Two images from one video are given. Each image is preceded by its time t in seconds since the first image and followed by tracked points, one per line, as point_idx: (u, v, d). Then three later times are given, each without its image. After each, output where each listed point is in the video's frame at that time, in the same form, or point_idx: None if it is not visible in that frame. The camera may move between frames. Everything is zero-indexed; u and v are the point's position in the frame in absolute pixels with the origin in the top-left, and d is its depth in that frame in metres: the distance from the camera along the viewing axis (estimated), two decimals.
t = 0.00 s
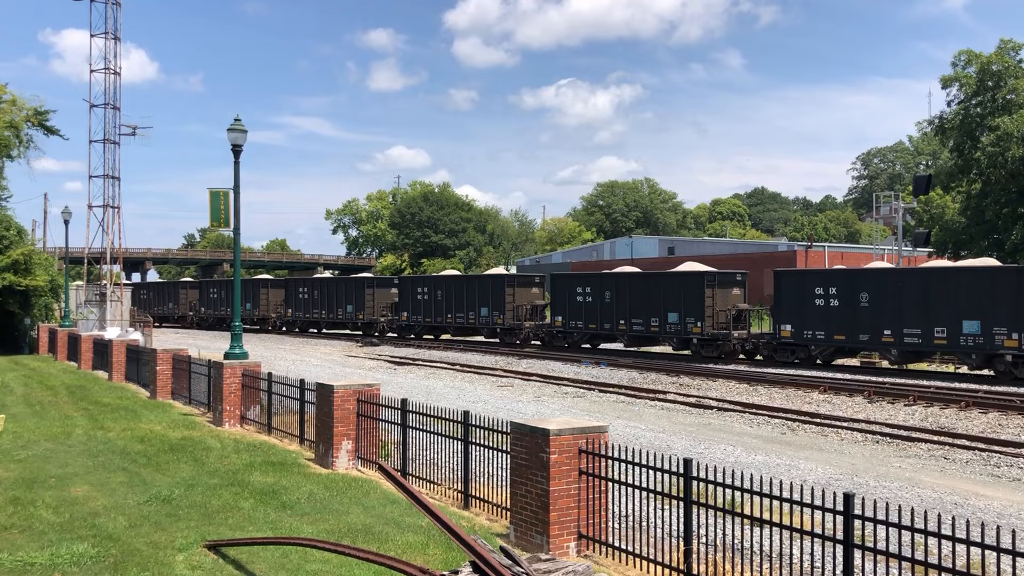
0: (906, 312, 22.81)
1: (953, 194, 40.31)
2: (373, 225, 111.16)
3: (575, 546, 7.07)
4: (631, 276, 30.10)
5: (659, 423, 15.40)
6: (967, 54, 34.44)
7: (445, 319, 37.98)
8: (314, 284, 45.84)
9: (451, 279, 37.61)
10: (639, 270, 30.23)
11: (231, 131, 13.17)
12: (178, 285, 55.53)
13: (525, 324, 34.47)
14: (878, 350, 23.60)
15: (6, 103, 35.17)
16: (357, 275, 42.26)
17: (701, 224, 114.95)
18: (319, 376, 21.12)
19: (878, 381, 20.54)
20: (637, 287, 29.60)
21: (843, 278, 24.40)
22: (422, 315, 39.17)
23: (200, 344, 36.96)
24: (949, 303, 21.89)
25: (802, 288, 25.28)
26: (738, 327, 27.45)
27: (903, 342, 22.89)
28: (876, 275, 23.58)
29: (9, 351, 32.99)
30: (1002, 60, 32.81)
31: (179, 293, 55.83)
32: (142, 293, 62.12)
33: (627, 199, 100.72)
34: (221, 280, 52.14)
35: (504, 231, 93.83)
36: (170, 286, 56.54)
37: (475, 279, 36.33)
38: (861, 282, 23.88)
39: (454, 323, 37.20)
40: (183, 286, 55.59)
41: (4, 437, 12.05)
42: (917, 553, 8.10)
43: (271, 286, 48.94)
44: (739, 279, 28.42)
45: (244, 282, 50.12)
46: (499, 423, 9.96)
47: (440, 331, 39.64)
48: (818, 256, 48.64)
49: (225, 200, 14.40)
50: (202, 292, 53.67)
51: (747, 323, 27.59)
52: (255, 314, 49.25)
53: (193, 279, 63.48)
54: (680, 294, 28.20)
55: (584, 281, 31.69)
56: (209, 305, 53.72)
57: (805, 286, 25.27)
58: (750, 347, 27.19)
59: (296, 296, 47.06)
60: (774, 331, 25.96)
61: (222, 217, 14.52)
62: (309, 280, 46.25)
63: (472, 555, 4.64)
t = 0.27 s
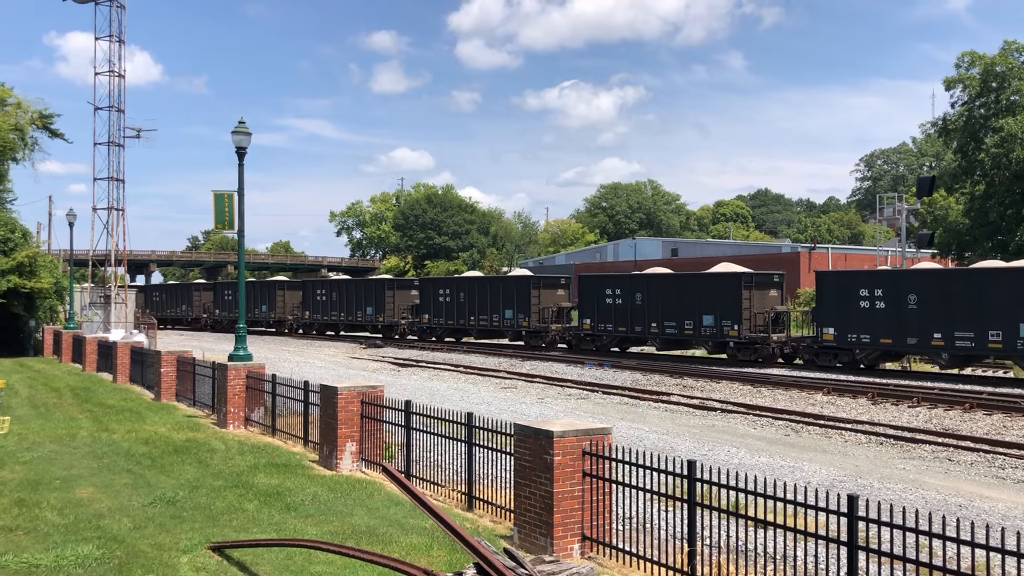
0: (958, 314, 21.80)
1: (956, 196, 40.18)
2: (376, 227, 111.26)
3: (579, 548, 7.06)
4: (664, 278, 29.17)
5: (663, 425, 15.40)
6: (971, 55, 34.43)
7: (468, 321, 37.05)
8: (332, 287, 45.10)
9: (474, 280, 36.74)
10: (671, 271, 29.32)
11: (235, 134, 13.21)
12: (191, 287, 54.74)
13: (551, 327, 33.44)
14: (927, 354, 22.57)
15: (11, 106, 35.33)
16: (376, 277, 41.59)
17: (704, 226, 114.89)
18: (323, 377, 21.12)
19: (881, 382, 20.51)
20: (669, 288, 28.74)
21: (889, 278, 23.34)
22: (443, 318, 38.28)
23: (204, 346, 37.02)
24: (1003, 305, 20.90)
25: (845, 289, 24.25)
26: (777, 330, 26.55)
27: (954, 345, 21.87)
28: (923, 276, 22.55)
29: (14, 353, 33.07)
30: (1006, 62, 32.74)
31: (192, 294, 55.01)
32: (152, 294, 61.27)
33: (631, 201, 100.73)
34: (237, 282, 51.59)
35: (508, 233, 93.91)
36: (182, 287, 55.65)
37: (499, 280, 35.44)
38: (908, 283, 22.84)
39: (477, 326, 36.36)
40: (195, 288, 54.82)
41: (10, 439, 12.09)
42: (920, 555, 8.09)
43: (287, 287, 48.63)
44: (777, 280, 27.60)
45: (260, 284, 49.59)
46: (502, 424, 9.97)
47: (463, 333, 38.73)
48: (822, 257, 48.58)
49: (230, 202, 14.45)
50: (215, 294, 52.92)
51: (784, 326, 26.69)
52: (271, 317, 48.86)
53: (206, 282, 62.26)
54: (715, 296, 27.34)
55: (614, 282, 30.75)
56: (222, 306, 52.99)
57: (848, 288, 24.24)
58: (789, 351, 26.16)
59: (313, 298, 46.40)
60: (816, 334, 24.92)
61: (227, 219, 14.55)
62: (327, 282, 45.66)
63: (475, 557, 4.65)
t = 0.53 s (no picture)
0: (1018, 316, 20.80)
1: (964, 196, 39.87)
2: (382, 230, 111.45)
3: (586, 550, 7.04)
4: (701, 279, 28.25)
5: (670, 427, 15.36)
6: (978, 54, 34.30)
7: (495, 325, 36.10)
8: (352, 289, 44.18)
9: (502, 282, 35.79)
10: (708, 272, 28.43)
11: (241, 137, 13.24)
12: (208, 290, 53.97)
13: (581, 330, 32.19)
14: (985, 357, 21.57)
15: (18, 111, 35.51)
16: (398, 278, 40.67)
17: (711, 227, 114.72)
18: (330, 380, 21.15)
19: (889, 383, 20.43)
20: (707, 289, 27.85)
21: (942, 278, 22.43)
22: (469, 320, 37.30)
23: (211, 349, 37.13)
24: None
25: (896, 290, 23.37)
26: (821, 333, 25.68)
27: (1015, 348, 20.84)
28: (981, 276, 21.61)
29: (22, 357, 33.20)
30: (1013, 60, 32.42)
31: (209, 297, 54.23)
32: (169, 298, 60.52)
33: (637, 202, 100.68)
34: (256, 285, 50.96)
35: (513, 235, 93.94)
36: (199, 290, 54.81)
37: (527, 282, 34.44)
38: (964, 283, 21.91)
39: (503, 329, 35.27)
40: (212, 291, 54.07)
41: (18, 443, 12.14)
42: (929, 556, 8.06)
43: (306, 290, 47.99)
44: (820, 281, 26.75)
45: (280, 287, 48.89)
46: (509, 426, 9.96)
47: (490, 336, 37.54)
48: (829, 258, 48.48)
49: (236, 206, 14.48)
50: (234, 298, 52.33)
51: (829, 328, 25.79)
52: (289, 319, 48.02)
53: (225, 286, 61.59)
54: (756, 297, 26.48)
55: (648, 284, 29.83)
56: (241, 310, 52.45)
57: (900, 288, 23.29)
58: (835, 355, 25.15)
59: (334, 301, 45.51)
60: (865, 336, 23.98)
61: (233, 222, 14.58)
62: (347, 285, 44.63)
63: (483, 559, 4.62)
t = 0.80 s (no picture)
0: None
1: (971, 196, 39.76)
2: (388, 233, 111.60)
3: (593, 552, 7.02)
4: (739, 280, 27.42)
5: (676, 429, 15.34)
6: (984, 54, 34.21)
7: (523, 327, 35.08)
8: (373, 291, 43.38)
9: (530, 283, 34.77)
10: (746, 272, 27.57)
11: (247, 141, 13.28)
12: (224, 293, 52.95)
13: (613, 333, 31.45)
14: None
15: (25, 115, 35.68)
16: (421, 280, 39.83)
17: (716, 228, 114.56)
18: (336, 383, 21.17)
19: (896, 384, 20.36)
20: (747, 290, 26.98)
21: (999, 277, 21.27)
22: (495, 323, 36.39)
23: (218, 353, 37.22)
24: None
25: (948, 290, 22.27)
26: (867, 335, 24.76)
27: None
28: None
29: (29, 360, 33.30)
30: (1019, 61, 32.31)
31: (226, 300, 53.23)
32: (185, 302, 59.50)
33: (642, 204, 100.58)
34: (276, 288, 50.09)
35: (519, 237, 93.97)
36: (216, 293, 53.84)
37: (555, 284, 33.53)
38: None
39: (532, 332, 34.47)
40: (229, 294, 53.04)
41: (26, 447, 12.18)
42: (938, 558, 8.02)
43: (326, 292, 47.10)
44: (865, 280, 25.67)
45: (299, 289, 47.97)
46: (515, 429, 9.95)
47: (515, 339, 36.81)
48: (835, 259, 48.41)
49: (242, 209, 14.51)
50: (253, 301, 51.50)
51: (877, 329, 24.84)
52: (309, 322, 47.27)
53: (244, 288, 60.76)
54: (800, 299, 25.59)
55: (683, 285, 29.07)
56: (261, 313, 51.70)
57: (953, 288, 22.21)
58: (884, 357, 24.18)
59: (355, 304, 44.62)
60: (916, 338, 22.89)
61: (239, 226, 14.62)
62: (369, 288, 43.91)
63: (490, 561, 4.62)
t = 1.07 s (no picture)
0: None
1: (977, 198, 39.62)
2: (394, 236, 111.77)
3: (599, 555, 7.00)
4: (780, 281, 26.52)
5: (683, 431, 15.30)
6: (991, 55, 34.05)
7: (551, 331, 33.99)
8: (394, 294, 42.43)
9: (559, 285, 33.65)
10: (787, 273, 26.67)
11: (253, 144, 13.31)
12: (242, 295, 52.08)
13: (646, 337, 30.31)
14: None
15: (32, 120, 35.85)
16: (445, 283, 38.98)
17: (722, 230, 114.41)
18: (342, 386, 21.18)
19: (903, 386, 20.29)
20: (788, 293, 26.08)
21: None
22: (521, 326, 35.21)
23: (224, 355, 37.29)
24: None
25: (1006, 291, 21.20)
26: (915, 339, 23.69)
27: None
28: None
29: (36, 364, 33.40)
30: None
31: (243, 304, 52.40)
32: (200, 304, 58.54)
33: (648, 206, 100.53)
34: (294, 291, 49.07)
35: (525, 239, 94.00)
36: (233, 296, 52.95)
37: (585, 286, 32.42)
38: None
39: (561, 337, 33.33)
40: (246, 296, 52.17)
41: (33, 450, 12.21)
42: (945, 561, 7.99)
43: (346, 296, 46.36)
44: (913, 282, 24.60)
45: (318, 292, 47.07)
46: (521, 432, 9.94)
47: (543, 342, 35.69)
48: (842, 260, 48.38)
49: (248, 212, 14.54)
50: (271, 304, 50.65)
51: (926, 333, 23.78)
52: (328, 326, 46.43)
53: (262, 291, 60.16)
54: (844, 301, 24.64)
55: (721, 287, 28.21)
56: (279, 316, 50.84)
57: (1013, 288, 21.08)
58: (935, 361, 23.12)
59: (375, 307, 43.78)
60: (970, 342, 21.85)
61: (245, 229, 14.64)
62: (389, 290, 42.98)
63: (496, 563, 4.63)
